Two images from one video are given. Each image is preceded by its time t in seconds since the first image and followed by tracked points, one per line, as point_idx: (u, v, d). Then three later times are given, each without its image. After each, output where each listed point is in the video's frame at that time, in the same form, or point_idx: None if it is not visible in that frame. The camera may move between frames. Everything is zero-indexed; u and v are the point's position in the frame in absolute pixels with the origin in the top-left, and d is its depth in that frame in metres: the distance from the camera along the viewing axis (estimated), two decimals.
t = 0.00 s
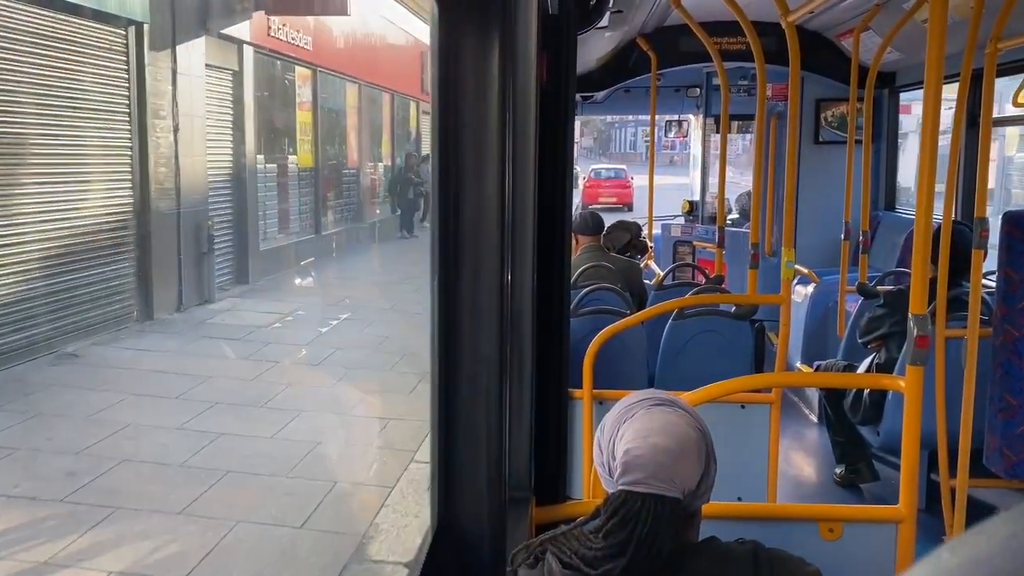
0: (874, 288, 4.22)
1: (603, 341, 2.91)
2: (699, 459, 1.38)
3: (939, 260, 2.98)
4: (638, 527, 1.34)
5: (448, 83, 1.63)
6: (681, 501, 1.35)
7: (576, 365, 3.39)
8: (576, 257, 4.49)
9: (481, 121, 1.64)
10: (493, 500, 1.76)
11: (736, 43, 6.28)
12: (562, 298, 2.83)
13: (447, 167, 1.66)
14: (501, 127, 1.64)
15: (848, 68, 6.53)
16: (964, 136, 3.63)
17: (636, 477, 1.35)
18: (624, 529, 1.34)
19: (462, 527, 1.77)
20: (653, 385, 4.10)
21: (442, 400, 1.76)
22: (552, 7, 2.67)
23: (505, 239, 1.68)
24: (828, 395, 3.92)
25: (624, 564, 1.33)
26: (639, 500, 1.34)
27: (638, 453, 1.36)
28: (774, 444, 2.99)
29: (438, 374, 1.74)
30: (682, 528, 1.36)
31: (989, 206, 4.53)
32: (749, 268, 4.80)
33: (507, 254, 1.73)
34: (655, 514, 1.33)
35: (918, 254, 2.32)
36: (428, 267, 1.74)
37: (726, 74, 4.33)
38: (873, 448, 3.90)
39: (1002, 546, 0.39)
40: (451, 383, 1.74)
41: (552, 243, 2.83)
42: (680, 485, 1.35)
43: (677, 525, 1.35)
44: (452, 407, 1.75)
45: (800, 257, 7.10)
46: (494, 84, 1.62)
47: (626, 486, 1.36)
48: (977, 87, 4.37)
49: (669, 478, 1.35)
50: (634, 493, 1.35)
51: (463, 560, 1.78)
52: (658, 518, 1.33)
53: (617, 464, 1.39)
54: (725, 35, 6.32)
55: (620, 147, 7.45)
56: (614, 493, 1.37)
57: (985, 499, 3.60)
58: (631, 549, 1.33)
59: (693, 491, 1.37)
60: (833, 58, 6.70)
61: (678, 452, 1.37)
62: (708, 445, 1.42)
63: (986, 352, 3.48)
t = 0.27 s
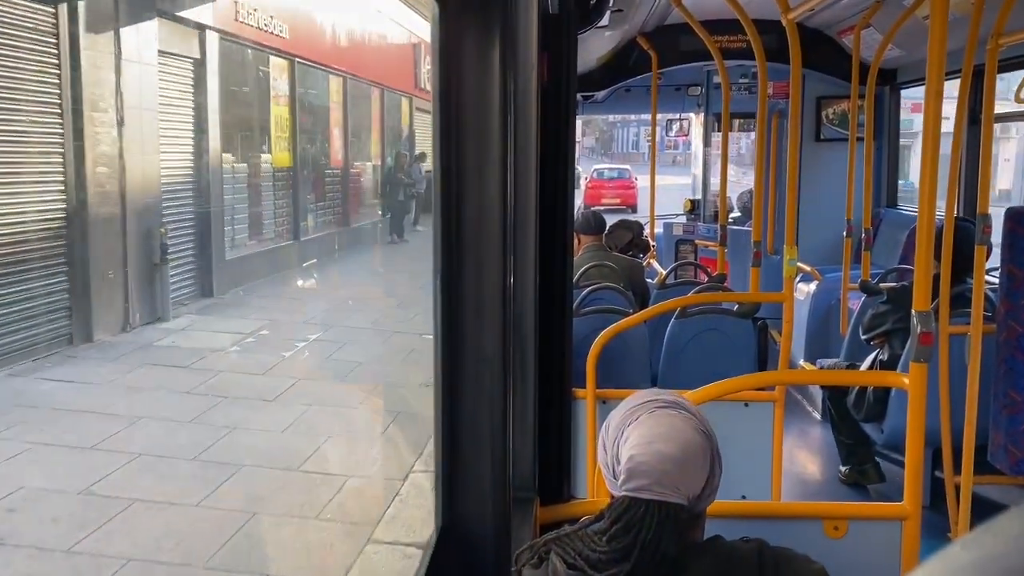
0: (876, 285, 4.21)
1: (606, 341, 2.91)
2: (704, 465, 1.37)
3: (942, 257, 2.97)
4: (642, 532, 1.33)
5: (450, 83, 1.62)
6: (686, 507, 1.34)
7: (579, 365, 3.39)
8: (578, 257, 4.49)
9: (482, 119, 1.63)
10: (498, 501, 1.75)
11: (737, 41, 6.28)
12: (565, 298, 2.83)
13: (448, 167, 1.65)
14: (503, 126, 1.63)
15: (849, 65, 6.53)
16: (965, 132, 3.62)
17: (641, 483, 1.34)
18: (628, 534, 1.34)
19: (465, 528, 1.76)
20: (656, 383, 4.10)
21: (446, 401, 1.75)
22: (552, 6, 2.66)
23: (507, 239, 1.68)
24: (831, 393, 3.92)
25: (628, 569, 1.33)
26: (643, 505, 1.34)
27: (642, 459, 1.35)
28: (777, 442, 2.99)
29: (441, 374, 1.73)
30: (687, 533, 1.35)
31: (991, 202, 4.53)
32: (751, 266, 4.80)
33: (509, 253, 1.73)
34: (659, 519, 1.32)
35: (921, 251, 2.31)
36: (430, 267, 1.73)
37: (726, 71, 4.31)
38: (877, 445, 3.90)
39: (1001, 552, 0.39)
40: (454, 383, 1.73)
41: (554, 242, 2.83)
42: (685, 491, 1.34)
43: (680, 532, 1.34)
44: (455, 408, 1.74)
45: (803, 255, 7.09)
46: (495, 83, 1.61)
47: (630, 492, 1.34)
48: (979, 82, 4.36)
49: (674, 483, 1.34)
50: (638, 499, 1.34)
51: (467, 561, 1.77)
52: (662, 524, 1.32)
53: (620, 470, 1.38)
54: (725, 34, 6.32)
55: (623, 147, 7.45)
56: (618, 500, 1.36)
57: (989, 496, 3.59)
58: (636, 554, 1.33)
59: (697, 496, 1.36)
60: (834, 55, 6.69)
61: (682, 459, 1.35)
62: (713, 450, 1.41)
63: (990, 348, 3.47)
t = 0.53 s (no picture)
0: (877, 282, 4.21)
1: (608, 339, 2.91)
2: (705, 464, 1.37)
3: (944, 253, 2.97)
4: (643, 530, 1.33)
5: (454, 79, 1.60)
6: (687, 505, 1.34)
7: (581, 363, 3.39)
8: (580, 255, 4.50)
9: (487, 118, 1.62)
10: (504, 501, 1.74)
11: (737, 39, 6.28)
12: (567, 296, 2.83)
13: (453, 165, 1.63)
14: (508, 124, 1.62)
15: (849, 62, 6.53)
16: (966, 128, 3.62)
17: (644, 481, 1.33)
18: (629, 533, 1.34)
19: (470, 528, 1.75)
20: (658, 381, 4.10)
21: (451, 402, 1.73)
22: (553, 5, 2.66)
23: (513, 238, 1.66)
24: (833, 390, 3.92)
25: (630, 568, 1.33)
26: (645, 504, 1.33)
27: (643, 458, 1.35)
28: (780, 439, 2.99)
29: (445, 375, 1.72)
30: (688, 530, 1.35)
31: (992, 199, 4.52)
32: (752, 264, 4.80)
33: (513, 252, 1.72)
34: (661, 518, 1.32)
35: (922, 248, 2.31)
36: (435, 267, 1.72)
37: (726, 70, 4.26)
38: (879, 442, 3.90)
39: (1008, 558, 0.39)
40: (459, 383, 1.72)
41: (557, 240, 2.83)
42: (686, 489, 1.34)
43: (681, 530, 1.34)
44: (460, 407, 1.73)
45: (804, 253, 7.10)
46: (500, 81, 1.60)
47: (631, 490, 1.34)
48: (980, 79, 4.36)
49: (676, 482, 1.33)
50: (639, 497, 1.33)
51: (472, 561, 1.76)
52: (664, 521, 1.32)
53: (623, 468, 1.37)
54: (725, 31, 6.32)
55: (624, 146, 7.45)
56: (619, 498, 1.36)
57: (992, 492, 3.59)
58: (638, 550, 1.33)
59: (699, 494, 1.36)
60: (834, 52, 6.69)
61: (684, 458, 1.35)
62: (714, 449, 1.40)
63: (991, 344, 3.47)
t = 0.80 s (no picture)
0: (876, 284, 4.21)
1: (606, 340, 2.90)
2: (703, 464, 1.37)
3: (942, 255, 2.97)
4: (641, 530, 1.34)
5: (452, 78, 1.59)
6: (685, 505, 1.34)
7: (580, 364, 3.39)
8: (578, 255, 4.49)
9: (485, 118, 1.61)
10: (500, 501, 1.74)
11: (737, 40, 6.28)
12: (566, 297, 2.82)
13: (451, 164, 1.62)
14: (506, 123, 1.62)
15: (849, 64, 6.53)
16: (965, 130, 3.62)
17: (642, 481, 1.34)
18: (626, 533, 1.34)
19: (468, 527, 1.74)
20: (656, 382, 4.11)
21: (448, 402, 1.73)
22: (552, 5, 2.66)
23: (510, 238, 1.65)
24: (831, 391, 3.92)
25: (627, 567, 1.33)
26: (643, 503, 1.34)
27: (641, 457, 1.35)
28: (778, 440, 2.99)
29: (443, 375, 1.71)
30: (686, 529, 1.35)
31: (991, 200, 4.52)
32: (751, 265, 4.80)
33: (512, 252, 1.71)
34: (658, 517, 1.33)
35: (921, 250, 2.31)
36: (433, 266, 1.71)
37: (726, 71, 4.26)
38: (877, 444, 3.90)
39: (998, 559, 0.39)
40: (457, 383, 1.71)
41: (556, 240, 2.83)
42: (684, 489, 1.34)
43: (678, 530, 1.34)
44: (457, 408, 1.72)
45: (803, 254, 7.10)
46: (498, 81, 1.59)
47: (629, 489, 1.34)
48: (979, 81, 4.36)
49: (673, 482, 1.33)
50: (637, 496, 1.34)
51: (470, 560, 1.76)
52: (661, 520, 1.33)
53: (620, 468, 1.37)
54: (725, 32, 6.32)
55: (624, 146, 7.44)
56: (616, 498, 1.36)
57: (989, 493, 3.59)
58: (635, 550, 1.33)
59: (698, 494, 1.36)
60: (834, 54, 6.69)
61: (681, 458, 1.35)
62: (712, 449, 1.40)
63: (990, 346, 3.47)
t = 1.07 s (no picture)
0: (873, 287, 4.22)
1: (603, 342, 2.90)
2: (697, 465, 1.36)
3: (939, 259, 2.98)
4: (633, 530, 1.34)
5: (447, 77, 1.59)
6: (677, 506, 1.34)
7: (577, 366, 3.39)
8: (576, 256, 4.50)
9: (480, 118, 1.60)
10: (492, 501, 1.73)
11: (735, 42, 6.29)
12: (561, 300, 2.83)
13: (445, 164, 1.62)
14: (500, 123, 1.61)
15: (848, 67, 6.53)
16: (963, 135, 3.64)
17: (634, 481, 1.33)
18: (618, 533, 1.34)
19: (461, 528, 1.74)
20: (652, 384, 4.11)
21: (441, 401, 1.72)
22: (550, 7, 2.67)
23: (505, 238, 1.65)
24: (828, 394, 3.93)
25: (619, 568, 1.33)
26: (635, 503, 1.34)
27: (634, 457, 1.35)
28: (773, 442, 2.99)
29: (437, 375, 1.71)
30: (678, 530, 1.36)
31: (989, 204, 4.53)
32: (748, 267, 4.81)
33: (506, 252, 1.71)
34: (650, 518, 1.33)
35: (916, 254, 2.31)
36: (427, 266, 1.71)
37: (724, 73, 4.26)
38: (873, 447, 3.91)
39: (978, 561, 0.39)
40: (450, 384, 1.71)
41: (553, 241, 2.83)
42: (677, 491, 1.33)
43: (669, 530, 1.34)
44: (451, 408, 1.72)
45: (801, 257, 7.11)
46: (493, 81, 1.59)
47: (621, 489, 1.34)
48: (977, 85, 4.37)
49: (666, 482, 1.33)
50: (629, 496, 1.34)
51: (462, 560, 1.76)
52: (653, 520, 1.33)
53: (614, 468, 1.37)
54: (725, 35, 6.32)
55: (622, 148, 7.46)
56: (610, 498, 1.36)
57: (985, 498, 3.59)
58: (628, 550, 1.34)
59: (691, 496, 1.35)
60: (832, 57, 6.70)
61: (674, 459, 1.34)
62: (707, 452, 1.39)
63: (986, 350, 3.48)
